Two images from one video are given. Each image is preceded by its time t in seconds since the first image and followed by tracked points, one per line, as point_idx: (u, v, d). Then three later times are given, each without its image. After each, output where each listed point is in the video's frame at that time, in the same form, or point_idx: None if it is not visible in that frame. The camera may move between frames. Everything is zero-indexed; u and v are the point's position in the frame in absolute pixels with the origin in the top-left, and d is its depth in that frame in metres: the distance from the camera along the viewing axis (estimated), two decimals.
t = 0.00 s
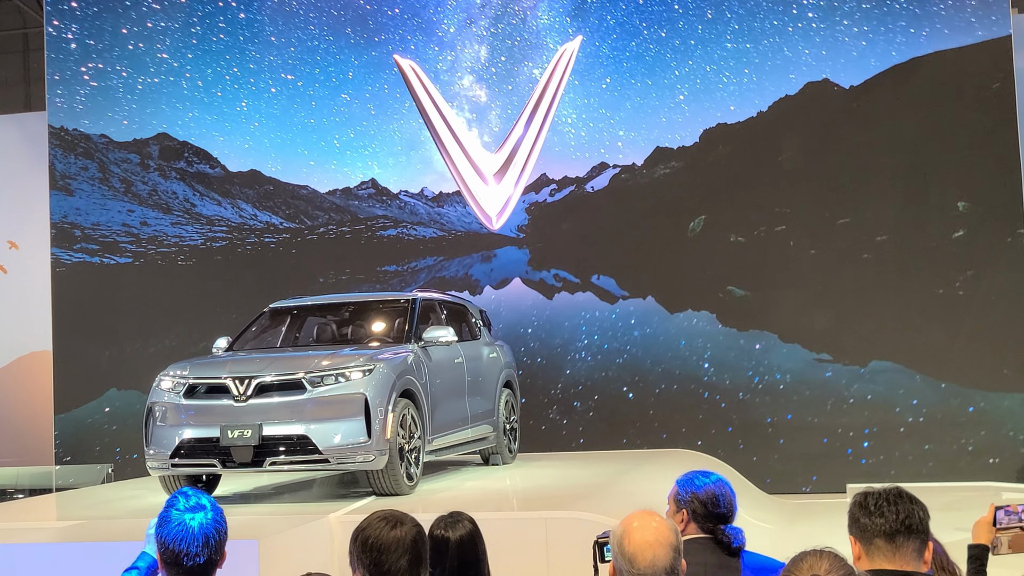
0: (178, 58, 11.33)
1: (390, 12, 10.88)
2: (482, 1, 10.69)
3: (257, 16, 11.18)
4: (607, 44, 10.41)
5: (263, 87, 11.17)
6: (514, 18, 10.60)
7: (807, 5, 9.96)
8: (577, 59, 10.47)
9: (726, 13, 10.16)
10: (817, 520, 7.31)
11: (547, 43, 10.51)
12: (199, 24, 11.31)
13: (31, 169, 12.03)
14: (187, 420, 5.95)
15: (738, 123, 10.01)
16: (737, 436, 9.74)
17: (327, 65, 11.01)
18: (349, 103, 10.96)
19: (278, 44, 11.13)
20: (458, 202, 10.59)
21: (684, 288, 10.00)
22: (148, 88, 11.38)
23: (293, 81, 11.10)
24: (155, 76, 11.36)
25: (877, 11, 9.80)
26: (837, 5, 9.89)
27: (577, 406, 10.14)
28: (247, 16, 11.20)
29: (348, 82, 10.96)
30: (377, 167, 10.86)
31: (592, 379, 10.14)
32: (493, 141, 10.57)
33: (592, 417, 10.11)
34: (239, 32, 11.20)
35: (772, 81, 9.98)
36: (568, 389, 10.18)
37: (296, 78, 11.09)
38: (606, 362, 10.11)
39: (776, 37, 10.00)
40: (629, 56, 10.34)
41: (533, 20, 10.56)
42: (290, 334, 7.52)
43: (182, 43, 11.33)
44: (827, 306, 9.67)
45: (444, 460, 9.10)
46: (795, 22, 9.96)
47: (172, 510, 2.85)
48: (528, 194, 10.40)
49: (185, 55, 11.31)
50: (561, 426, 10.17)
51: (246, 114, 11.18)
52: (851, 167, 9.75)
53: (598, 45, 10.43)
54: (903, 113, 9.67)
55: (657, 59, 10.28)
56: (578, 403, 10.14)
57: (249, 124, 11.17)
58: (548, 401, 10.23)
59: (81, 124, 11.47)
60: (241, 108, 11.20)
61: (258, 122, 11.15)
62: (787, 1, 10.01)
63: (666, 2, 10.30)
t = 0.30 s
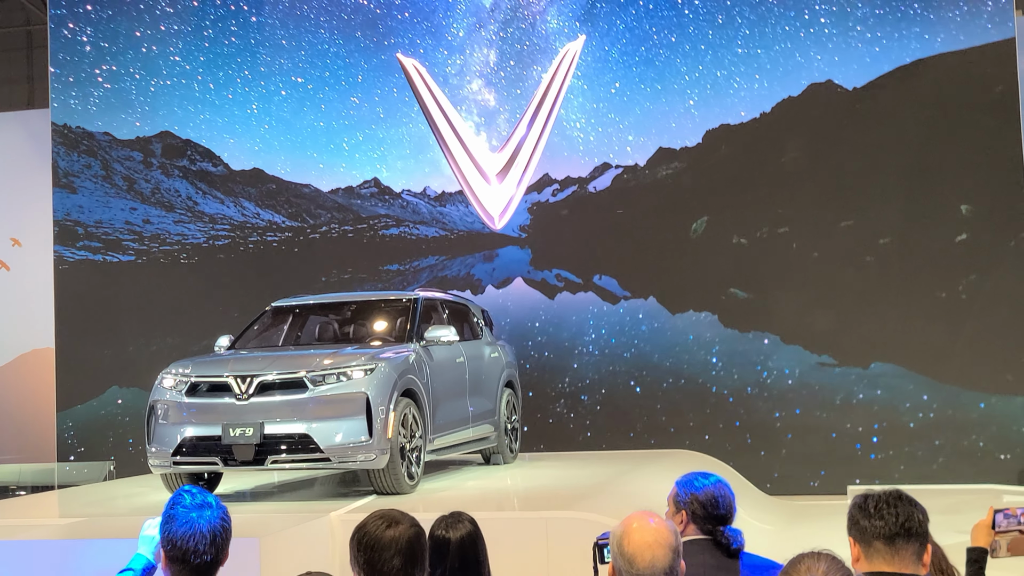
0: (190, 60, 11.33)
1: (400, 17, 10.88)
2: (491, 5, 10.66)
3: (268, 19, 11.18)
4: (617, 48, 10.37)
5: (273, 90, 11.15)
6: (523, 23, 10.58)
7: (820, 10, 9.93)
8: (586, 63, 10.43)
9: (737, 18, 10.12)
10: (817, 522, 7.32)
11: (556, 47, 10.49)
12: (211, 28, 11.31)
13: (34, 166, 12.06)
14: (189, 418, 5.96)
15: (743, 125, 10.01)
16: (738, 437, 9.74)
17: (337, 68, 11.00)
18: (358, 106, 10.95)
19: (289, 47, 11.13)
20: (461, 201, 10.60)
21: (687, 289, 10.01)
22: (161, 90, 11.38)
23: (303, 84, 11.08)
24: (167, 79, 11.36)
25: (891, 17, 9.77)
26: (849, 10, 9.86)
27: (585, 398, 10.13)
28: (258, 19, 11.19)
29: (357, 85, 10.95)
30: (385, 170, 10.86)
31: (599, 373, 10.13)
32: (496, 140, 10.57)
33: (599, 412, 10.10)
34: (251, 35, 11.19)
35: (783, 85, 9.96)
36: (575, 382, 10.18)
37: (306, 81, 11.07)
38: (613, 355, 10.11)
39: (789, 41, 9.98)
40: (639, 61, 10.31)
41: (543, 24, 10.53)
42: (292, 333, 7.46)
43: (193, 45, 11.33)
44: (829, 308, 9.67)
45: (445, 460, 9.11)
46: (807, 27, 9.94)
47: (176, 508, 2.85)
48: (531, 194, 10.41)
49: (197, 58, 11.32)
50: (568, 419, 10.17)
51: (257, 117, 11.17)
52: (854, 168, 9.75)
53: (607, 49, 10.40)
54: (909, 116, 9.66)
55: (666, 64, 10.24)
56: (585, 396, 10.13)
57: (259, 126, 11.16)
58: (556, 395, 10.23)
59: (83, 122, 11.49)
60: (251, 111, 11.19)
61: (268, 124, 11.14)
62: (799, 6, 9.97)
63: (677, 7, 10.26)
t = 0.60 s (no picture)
0: (203, 60, 11.33)
1: (410, 18, 10.86)
2: (502, 7, 10.65)
3: (281, 20, 11.18)
4: (628, 50, 10.35)
5: (284, 91, 11.15)
6: (534, 24, 10.57)
7: (833, 14, 9.88)
8: (595, 65, 10.42)
9: (749, 21, 10.09)
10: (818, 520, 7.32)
11: (566, 48, 10.47)
12: (224, 28, 11.30)
13: (40, 160, 12.09)
14: (192, 413, 5.97)
15: (748, 125, 10.00)
16: (740, 436, 9.74)
17: (348, 68, 10.99)
18: (368, 106, 10.93)
19: (301, 48, 11.12)
20: (464, 198, 10.60)
21: (690, 287, 10.01)
22: (174, 89, 11.38)
23: (315, 85, 11.08)
24: (181, 78, 11.36)
25: (905, 20, 9.72)
26: (862, 13, 9.81)
27: (594, 389, 10.14)
28: (271, 20, 11.20)
29: (368, 86, 10.94)
30: (395, 170, 10.85)
31: (607, 364, 10.13)
32: (500, 137, 10.57)
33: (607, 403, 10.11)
34: (264, 36, 11.20)
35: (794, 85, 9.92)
36: (584, 374, 10.18)
37: (318, 82, 11.06)
38: (621, 347, 10.11)
39: (802, 44, 9.94)
40: (650, 63, 10.29)
41: (553, 26, 10.52)
42: (295, 329, 7.50)
43: (207, 45, 11.32)
44: (833, 307, 9.67)
45: (447, 456, 9.12)
46: (819, 31, 9.91)
47: (176, 501, 2.86)
48: (534, 191, 10.41)
49: (210, 58, 11.31)
50: (576, 410, 10.16)
51: (268, 116, 11.17)
52: (858, 167, 9.73)
53: (618, 52, 10.37)
54: (915, 117, 9.64)
55: (677, 66, 10.22)
56: (594, 387, 10.13)
57: (270, 126, 11.16)
58: (563, 386, 10.22)
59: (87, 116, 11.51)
60: (263, 110, 11.19)
61: (279, 124, 11.14)
62: (811, 9, 9.94)
63: (687, 9, 10.23)
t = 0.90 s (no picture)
0: (215, 64, 11.30)
1: (420, 25, 10.85)
2: (512, 13, 10.63)
3: (292, 26, 11.15)
4: (637, 57, 10.32)
5: (295, 96, 11.14)
6: (543, 31, 10.56)
7: (846, 21, 9.85)
8: (605, 72, 10.38)
9: (760, 28, 10.04)
10: (819, 524, 7.31)
11: (575, 55, 10.45)
12: (236, 33, 11.28)
13: (44, 159, 12.13)
14: (193, 413, 5.98)
15: (753, 129, 9.98)
16: (742, 439, 9.74)
17: (358, 74, 10.98)
18: (378, 111, 10.93)
19: (311, 53, 11.09)
20: (467, 199, 10.61)
21: (693, 291, 10.01)
22: (186, 93, 11.34)
23: (325, 90, 11.06)
24: (193, 82, 11.32)
25: (919, 28, 9.67)
26: (876, 22, 9.77)
27: (601, 386, 10.13)
28: (282, 25, 11.16)
29: (377, 91, 10.94)
30: (401, 174, 10.85)
31: (615, 360, 10.13)
32: (503, 139, 10.57)
33: (615, 399, 10.11)
34: (275, 41, 11.17)
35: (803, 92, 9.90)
36: (591, 369, 10.17)
37: (328, 87, 11.05)
38: (629, 343, 10.11)
39: (815, 52, 9.90)
40: (660, 70, 10.26)
41: (563, 33, 10.50)
42: (297, 329, 7.51)
43: (219, 50, 11.29)
44: (835, 311, 9.66)
45: (449, 457, 9.13)
46: (832, 38, 9.87)
47: (177, 501, 2.85)
48: (537, 193, 10.41)
49: (222, 63, 11.27)
50: (583, 404, 10.17)
51: (278, 121, 11.16)
52: (861, 171, 9.73)
53: (628, 58, 10.34)
54: (920, 122, 9.64)
55: (688, 73, 10.18)
56: (601, 383, 10.13)
57: (281, 131, 11.15)
58: (570, 382, 10.21)
59: (91, 115, 11.52)
60: (273, 115, 11.17)
61: (289, 129, 11.13)
62: (824, 17, 9.90)
63: (698, 16, 10.19)
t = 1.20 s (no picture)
0: (228, 68, 11.28)
1: (431, 30, 10.83)
2: (523, 20, 10.61)
3: (305, 31, 11.14)
4: (648, 64, 10.31)
5: (306, 100, 11.11)
6: (554, 37, 10.54)
7: (860, 29, 9.81)
8: (615, 78, 10.37)
9: (773, 35, 10.02)
10: (820, 526, 7.31)
11: (586, 61, 10.42)
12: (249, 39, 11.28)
13: (46, 157, 12.18)
14: (196, 412, 6.00)
15: (759, 133, 9.97)
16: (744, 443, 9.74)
17: (370, 78, 10.98)
18: (388, 116, 10.91)
19: (323, 57, 11.08)
20: (471, 200, 10.62)
21: (696, 293, 10.01)
22: (200, 96, 11.33)
23: (336, 94, 11.05)
24: (207, 86, 11.32)
25: (934, 36, 9.63)
26: (891, 30, 9.73)
27: (609, 380, 10.13)
28: (295, 30, 11.16)
29: (387, 96, 10.93)
30: (410, 176, 10.85)
31: (623, 355, 10.13)
32: (507, 140, 10.55)
33: (624, 394, 10.10)
34: (287, 45, 11.16)
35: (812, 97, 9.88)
36: (600, 364, 10.17)
37: (339, 92, 11.04)
38: (638, 339, 10.11)
39: (828, 60, 9.87)
40: (671, 77, 10.24)
41: (573, 40, 10.48)
42: (300, 330, 7.50)
43: (233, 54, 11.28)
44: (838, 314, 9.66)
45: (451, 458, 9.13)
46: (845, 46, 9.84)
47: (179, 499, 2.87)
48: (540, 194, 10.42)
49: (235, 67, 11.26)
50: (592, 399, 10.16)
51: (289, 124, 11.15)
52: (865, 175, 9.73)
53: (638, 65, 10.32)
54: (926, 127, 9.63)
55: (699, 80, 10.17)
56: (609, 378, 10.13)
57: (292, 134, 11.14)
58: (579, 375, 10.21)
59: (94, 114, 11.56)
60: (284, 119, 11.16)
61: (300, 133, 11.12)
62: (837, 25, 9.86)
63: (710, 23, 10.16)
